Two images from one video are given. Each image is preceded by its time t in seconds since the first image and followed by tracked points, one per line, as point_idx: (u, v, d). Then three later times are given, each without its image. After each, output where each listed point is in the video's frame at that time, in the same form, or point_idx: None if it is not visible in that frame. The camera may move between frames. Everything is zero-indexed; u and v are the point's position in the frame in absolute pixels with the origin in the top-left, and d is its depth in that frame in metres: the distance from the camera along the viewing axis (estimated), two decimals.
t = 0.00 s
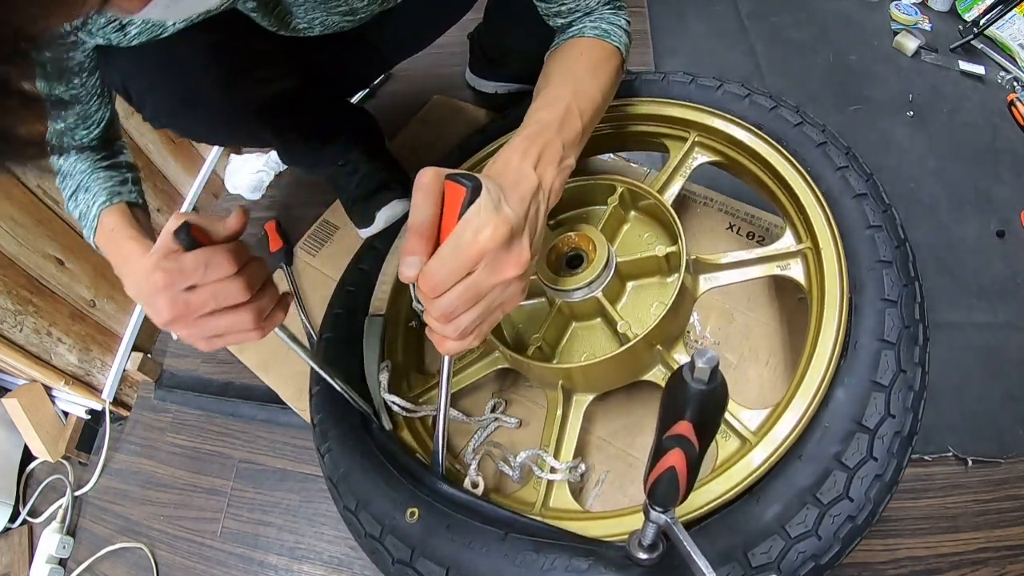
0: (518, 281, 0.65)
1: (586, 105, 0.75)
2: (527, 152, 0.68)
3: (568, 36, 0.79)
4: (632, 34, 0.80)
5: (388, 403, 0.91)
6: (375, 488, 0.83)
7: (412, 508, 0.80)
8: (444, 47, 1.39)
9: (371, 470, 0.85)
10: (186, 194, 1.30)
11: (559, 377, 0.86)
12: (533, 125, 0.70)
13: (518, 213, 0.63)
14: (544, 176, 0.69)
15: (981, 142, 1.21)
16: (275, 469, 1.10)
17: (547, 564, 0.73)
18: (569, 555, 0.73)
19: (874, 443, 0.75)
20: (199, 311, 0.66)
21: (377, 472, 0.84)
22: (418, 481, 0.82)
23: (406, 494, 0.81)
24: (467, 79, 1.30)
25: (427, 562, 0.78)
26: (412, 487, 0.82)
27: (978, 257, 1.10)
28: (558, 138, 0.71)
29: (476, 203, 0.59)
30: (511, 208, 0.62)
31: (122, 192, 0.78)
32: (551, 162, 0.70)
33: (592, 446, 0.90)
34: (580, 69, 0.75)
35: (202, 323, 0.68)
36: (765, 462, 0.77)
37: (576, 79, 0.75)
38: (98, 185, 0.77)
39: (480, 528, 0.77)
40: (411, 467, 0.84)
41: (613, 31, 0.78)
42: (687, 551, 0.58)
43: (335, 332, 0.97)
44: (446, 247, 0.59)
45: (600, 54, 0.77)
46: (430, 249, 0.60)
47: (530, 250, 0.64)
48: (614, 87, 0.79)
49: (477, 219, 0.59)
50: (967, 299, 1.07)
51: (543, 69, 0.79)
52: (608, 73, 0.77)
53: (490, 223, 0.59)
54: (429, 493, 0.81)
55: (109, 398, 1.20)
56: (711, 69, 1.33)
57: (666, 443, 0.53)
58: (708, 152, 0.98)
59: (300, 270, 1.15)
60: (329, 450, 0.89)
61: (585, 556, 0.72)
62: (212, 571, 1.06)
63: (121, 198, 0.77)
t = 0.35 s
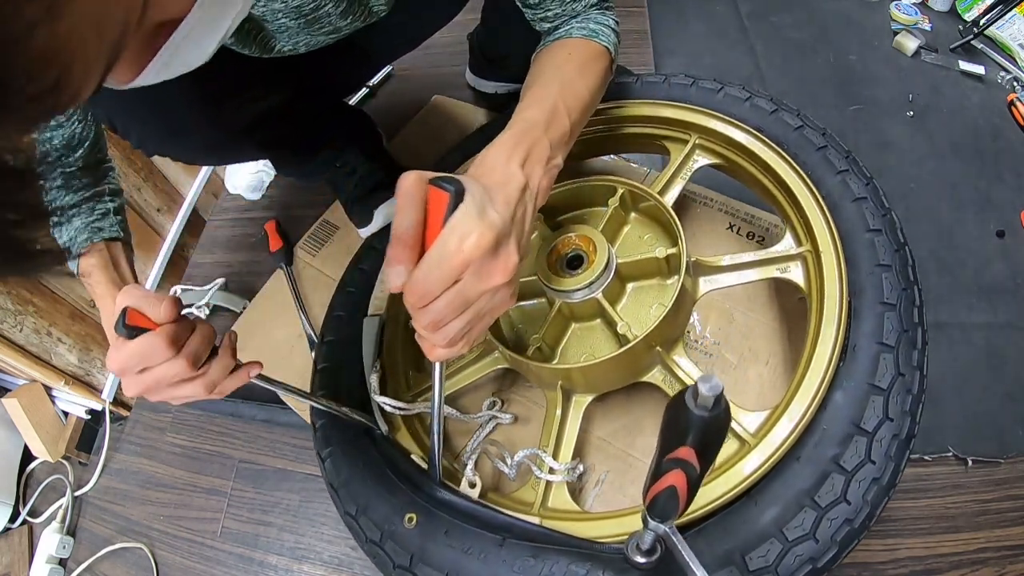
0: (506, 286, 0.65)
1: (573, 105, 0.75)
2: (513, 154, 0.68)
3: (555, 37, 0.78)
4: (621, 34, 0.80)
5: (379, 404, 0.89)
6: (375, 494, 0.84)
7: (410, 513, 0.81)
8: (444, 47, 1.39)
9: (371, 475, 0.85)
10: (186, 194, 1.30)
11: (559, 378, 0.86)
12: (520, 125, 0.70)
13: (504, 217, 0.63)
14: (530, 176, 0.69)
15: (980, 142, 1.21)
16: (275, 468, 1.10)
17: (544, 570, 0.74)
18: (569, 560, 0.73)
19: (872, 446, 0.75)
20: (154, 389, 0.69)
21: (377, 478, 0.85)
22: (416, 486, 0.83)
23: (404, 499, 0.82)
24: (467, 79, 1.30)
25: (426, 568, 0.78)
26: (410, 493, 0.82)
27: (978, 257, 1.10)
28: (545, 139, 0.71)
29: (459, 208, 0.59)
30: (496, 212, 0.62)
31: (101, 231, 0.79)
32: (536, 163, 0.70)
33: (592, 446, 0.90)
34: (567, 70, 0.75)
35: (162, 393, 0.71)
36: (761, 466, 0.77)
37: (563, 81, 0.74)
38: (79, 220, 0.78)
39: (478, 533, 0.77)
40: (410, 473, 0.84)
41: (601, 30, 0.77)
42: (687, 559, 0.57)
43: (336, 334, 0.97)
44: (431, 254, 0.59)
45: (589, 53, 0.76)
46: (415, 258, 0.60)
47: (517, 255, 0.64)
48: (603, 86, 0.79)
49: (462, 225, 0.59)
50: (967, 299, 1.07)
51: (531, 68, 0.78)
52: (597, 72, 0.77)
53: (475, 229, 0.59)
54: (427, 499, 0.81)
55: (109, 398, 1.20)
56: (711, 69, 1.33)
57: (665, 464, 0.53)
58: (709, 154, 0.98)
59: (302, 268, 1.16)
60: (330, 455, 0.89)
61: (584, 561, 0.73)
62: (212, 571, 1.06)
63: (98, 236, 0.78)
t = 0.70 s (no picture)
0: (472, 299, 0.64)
1: (555, 106, 0.74)
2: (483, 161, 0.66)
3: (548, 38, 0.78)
4: (615, 39, 0.79)
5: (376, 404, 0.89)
6: (374, 498, 0.84)
7: (408, 518, 0.81)
8: (444, 46, 1.39)
9: (370, 479, 0.85)
10: (186, 194, 1.30)
11: (559, 377, 0.86)
12: (495, 127, 0.69)
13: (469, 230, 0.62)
14: (502, 176, 0.68)
15: (981, 142, 1.21)
16: (276, 468, 1.10)
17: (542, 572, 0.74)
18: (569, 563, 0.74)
19: (871, 446, 0.75)
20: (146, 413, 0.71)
21: (375, 482, 0.85)
22: (415, 491, 0.83)
23: (403, 503, 0.82)
24: (467, 79, 1.30)
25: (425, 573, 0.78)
26: (408, 498, 0.82)
27: (977, 257, 1.10)
28: (519, 144, 0.70)
29: (411, 226, 0.57)
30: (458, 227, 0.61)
31: (105, 239, 0.79)
32: (508, 168, 0.69)
33: (593, 446, 0.90)
34: (555, 69, 0.74)
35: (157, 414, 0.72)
36: (757, 468, 0.77)
37: (549, 78, 0.74)
38: (83, 227, 0.79)
39: (477, 539, 0.78)
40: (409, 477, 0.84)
41: (593, 33, 0.77)
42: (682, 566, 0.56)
43: (336, 335, 0.97)
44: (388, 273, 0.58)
45: (573, 56, 0.75)
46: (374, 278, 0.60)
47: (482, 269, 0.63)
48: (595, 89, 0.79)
49: (416, 247, 0.57)
50: (967, 299, 1.07)
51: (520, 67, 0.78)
52: (582, 75, 0.76)
53: (429, 251, 0.58)
54: (426, 504, 0.81)
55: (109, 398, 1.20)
56: (711, 69, 1.33)
57: (663, 481, 0.53)
58: (710, 156, 0.98)
59: (302, 268, 1.16)
60: (331, 458, 0.89)
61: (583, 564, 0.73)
62: (212, 571, 1.06)
63: (102, 243, 0.79)
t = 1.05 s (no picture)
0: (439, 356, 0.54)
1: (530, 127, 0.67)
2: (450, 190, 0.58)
3: (525, 52, 0.75)
4: (595, 59, 0.76)
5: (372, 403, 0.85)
6: (377, 502, 0.85)
7: (408, 524, 0.82)
8: (445, 47, 1.39)
9: (372, 484, 0.86)
10: (186, 194, 1.30)
11: (559, 375, 0.86)
12: (463, 151, 0.62)
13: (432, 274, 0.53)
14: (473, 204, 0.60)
15: (981, 142, 1.20)
16: (276, 468, 1.10)
17: None
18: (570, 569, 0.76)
19: (871, 447, 0.75)
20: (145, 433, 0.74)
21: (377, 487, 0.86)
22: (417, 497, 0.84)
23: (403, 510, 0.83)
24: (467, 79, 1.30)
25: None
26: (409, 504, 0.83)
27: (977, 257, 1.10)
28: (491, 169, 0.62)
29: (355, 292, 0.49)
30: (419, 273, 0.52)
31: (107, 244, 0.80)
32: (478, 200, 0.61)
33: (593, 447, 0.90)
34: (530, 87, 0.69)
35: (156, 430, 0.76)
36: (757, 469, 0.76)
37: (522, 99, 0.68)
38: (85, 229, 0.79)
39: (477, 545, 0.79)
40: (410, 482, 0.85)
41: (574, 54, 0.74)
42: None
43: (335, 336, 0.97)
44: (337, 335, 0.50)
45: (545, 76, 0.71)
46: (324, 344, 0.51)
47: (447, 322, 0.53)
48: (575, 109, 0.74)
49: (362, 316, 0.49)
50: (967, 300, 1.07)
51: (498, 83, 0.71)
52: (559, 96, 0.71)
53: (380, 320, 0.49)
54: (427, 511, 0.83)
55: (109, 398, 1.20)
56: (712, 69, 1.33)
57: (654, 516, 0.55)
58: (711, 160, 0.98)
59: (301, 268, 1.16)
60: (334, 461, 0.89)
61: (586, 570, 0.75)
62: (212, 570, 1.06)
63: (105, 250, 0.79)
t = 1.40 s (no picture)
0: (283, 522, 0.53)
1: (421, 240, 0.57)
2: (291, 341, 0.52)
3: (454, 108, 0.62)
4: (535, 121, 0.62)
5: (397, 386, 0.88)
6: (387, 501, 0.86)
7: (425, 520, 0.83)
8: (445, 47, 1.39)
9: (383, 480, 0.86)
10: (186, 194, 1.30)
11: (568, 366, 0.86)
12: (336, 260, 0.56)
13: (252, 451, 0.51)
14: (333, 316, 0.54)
15: (980, 142, 1.21)
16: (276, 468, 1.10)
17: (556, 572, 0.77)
18: (586, 557, 0.77)
19: (881, 425, 0.76)
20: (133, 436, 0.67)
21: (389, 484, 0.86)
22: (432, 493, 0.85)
23: (419, 507, 0.84)
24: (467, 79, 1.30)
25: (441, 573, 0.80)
26: (423, 502, 0.85)
27: (977, 256, 1.10)
28: (352, 306, 0.54)
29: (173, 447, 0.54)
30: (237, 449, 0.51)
31: (128, 240, 0.80)
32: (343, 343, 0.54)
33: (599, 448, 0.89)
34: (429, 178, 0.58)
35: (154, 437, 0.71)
36: (769, 454, 0.76)
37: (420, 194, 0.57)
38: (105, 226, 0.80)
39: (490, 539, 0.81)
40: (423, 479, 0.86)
41: (497, 114, 0.60)
42: None
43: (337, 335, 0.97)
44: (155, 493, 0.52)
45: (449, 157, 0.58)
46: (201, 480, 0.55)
47: (277, 497, 0.51)
48: (491, 195, 0.61)
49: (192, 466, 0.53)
50: (967, 300, 1.07)
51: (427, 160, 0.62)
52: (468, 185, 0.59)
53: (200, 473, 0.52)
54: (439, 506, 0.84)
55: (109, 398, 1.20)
56: (712, 69, 1.33)
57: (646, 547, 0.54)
58: (713, 165, 0.98)
59: (302, 267, 1.16)
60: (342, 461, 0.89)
61: (601, 555, 0.77)
62: (212, 570, 1.06)
63: (126, 247, 0.80)
